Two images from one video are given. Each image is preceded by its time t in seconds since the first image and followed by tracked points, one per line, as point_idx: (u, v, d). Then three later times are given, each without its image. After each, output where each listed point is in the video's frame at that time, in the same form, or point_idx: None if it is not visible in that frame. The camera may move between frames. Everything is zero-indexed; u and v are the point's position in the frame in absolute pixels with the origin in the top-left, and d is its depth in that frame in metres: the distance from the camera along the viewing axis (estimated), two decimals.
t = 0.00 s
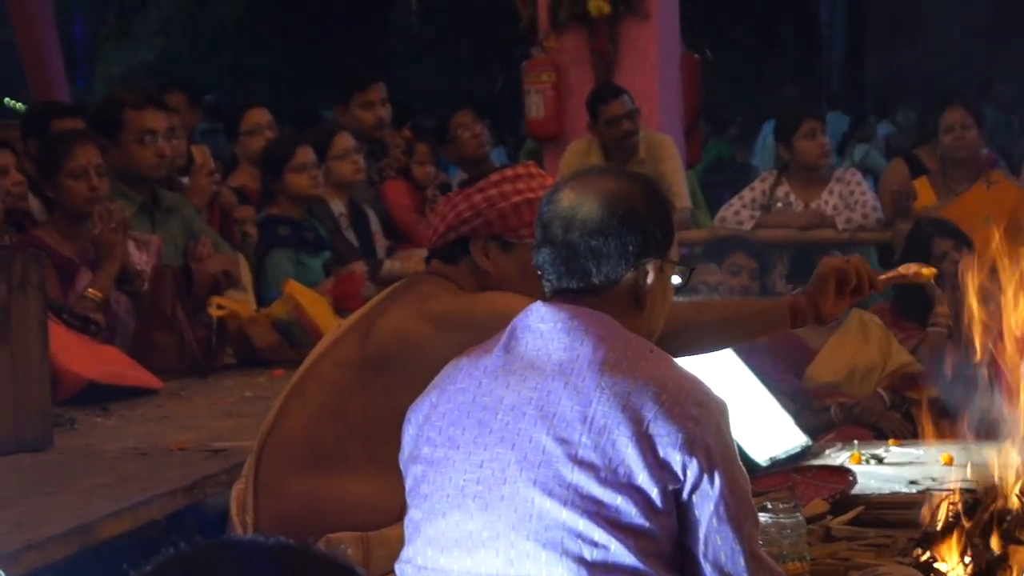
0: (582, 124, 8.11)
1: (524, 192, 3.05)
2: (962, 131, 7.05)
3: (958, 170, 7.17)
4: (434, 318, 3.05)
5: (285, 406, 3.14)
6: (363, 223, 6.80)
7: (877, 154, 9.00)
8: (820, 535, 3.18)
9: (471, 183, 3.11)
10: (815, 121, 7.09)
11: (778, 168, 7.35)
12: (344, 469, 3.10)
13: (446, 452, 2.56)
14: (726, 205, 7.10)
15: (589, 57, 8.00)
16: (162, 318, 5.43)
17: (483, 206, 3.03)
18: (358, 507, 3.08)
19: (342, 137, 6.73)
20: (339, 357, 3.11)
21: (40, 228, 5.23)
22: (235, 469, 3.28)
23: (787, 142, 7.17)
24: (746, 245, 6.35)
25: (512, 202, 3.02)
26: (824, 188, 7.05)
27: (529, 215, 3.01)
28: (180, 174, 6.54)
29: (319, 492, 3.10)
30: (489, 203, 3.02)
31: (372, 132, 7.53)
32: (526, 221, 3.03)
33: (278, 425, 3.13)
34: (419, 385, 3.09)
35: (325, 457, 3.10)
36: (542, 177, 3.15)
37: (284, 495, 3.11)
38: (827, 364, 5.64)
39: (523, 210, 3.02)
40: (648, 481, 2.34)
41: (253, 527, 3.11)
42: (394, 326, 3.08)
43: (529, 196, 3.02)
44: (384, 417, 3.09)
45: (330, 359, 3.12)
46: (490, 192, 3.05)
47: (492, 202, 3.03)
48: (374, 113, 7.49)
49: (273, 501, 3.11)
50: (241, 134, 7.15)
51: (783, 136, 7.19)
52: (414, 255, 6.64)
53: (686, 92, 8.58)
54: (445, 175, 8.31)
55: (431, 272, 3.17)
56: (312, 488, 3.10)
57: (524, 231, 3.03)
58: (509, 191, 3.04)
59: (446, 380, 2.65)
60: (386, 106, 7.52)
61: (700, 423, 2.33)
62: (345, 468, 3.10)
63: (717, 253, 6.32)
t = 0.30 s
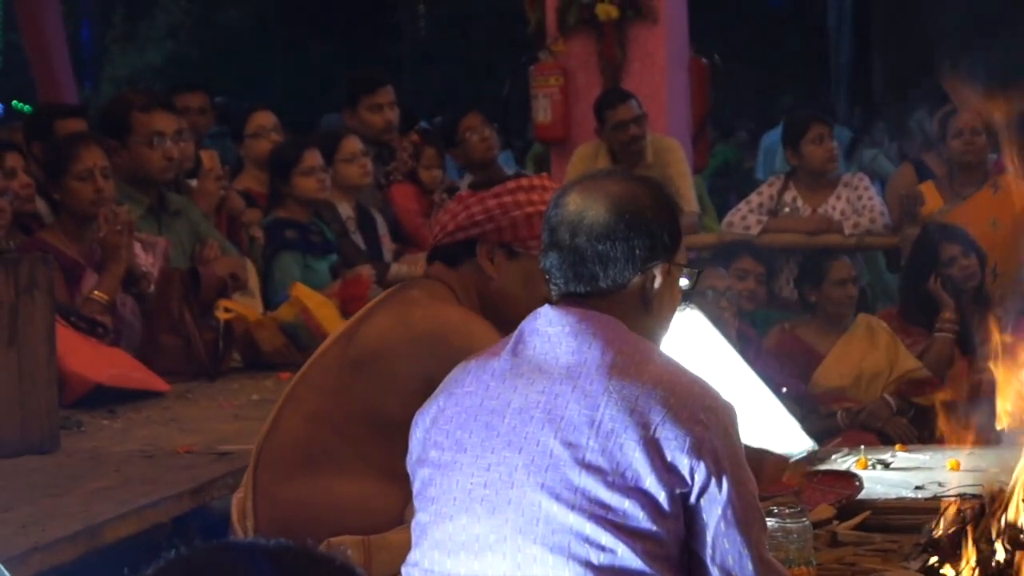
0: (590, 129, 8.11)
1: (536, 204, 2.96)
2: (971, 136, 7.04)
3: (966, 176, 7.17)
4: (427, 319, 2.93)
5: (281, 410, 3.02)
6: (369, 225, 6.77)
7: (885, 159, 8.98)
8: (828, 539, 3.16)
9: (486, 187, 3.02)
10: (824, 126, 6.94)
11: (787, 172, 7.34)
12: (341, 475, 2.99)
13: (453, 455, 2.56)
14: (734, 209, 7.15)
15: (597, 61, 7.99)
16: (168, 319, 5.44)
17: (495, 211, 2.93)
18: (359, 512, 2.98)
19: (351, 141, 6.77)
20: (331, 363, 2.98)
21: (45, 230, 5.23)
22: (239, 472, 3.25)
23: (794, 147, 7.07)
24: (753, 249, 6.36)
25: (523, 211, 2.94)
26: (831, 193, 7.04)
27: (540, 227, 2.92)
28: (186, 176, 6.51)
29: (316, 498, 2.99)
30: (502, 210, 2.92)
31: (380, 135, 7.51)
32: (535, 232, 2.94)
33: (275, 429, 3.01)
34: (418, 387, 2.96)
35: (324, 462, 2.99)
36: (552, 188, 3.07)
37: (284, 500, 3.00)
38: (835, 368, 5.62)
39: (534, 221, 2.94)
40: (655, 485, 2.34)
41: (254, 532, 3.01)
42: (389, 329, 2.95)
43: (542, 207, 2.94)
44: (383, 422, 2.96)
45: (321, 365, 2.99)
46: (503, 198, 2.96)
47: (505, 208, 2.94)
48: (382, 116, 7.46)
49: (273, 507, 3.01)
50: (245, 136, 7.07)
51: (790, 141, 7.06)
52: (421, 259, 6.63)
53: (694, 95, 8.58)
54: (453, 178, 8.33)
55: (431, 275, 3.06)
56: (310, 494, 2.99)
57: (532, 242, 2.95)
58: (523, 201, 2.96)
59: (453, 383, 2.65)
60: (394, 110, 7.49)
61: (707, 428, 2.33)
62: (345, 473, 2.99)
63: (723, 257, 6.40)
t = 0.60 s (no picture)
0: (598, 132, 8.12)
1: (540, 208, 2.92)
2: (978, 139, 7.06)
3: (972, 180, 7.19)
4: (430, 326, 2.89)
5: (286, 412, 2.98)
6: (375, 227, 6.77)
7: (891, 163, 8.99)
8: (834, 543, 3.16)
9: (487, 194, 2.96)
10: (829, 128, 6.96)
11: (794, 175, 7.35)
12: (344, 480, 2.95)
13: (460, 458, 2.56)
14: (740, 213, 7.08)
15: (604, 64, 8.01)
16: (172, 322, 5.42)
17: (500, 216, 2.89)
18: (363, 515, 2.94)
19: (357, 145, 6.73)
20: (333, 367, 2.95)
21: (53, 233, 5.22)
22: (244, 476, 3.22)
23: (801, 149, 7.07)
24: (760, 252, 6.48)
25: (528, 215, 2.90)
26: (839, 197, 7.05)
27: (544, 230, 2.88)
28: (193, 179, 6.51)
29: (320, 502, 2.95)
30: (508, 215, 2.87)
31: (387, 137, 7.47)
32: (540, 236, 2.91)
33: (279, 430, 2.98)
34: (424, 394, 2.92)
35: (327, 466, 2.95)
36: (553, 193, 3.02)
37: (287, 504, 2.97)
38: (842, 370, 5.61)
39: (538, 225, 2.90)
40: (662, 489, 2.34)
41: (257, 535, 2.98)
42: (395, 334, 2.91)
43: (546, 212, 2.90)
44: (388, 428, 2.93)
45: (324, 368, 2.96)
46: (507, 203, 2.92)
47: (509, 213, 2.90)
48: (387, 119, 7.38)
49: (276, 510, 2.97)
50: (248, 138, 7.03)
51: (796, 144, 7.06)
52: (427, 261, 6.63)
53: (701, 98, 8.60)
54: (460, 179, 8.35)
55: (433, 281, 3.02)
56: (313, 498, 2.96)
57: (537, 245, 2.91)
58: (526, 206, 2.92)
59: (460, 387, 2.65)
60: (401, 112, 7.48)
61: (714, 433, 2.34)
62: (349, 478, 2.95)
63: (731, 261, 6.41)
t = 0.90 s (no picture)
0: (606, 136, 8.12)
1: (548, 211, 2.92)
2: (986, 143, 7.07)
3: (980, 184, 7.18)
4: (443, 331, 2.88)
5: (298, 414, 2.92)
6: (384, 231, 6.76)
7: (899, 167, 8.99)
8: (843, 547, 3.15)
9: (495, 198, 2.96)
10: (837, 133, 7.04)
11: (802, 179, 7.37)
12: (355, 483, 2.90)
13: (470, 462, 2.56)
14: (747, 218, 7.07)
15: (612, 68, 8.01)
16: (183, 326, 5.38)
17: (510, 220, 2.89)
18: (375, 518, 2.90)
19: (365, 148, 6.79)
20: (344, 369, 2.90)
21: (61, 236, 5.20)
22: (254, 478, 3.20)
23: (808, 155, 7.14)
24: (767, 256, 6.51)
25: (537, 218, 2.90)
26: (847, 201, 7.05)
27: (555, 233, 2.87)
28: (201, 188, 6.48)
29: (331, 505, 2.90)
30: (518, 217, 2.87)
31: (394, 141, 7.51)
32: (550, 238, 2.90)
33: (291, 432, 2.91)
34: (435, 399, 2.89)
35: (339, 469, 2.90)
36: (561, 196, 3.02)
37: (298, 506, 2.90)
38: (850, 375, 5.62)
39: (548, 227, 2.90)
40: (672, 494, 2.34)
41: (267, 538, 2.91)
42: (409, 338, 2.89)
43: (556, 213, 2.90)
44: (401, 431, 2.90)
45: (334, 372, 2.90)
46: (515, 206, 2.92)
47: (518, 217, 2.90)
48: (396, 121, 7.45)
49: (287, 513, 2.91)
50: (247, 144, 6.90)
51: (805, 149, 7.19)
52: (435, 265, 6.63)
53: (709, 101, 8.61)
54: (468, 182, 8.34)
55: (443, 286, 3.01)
56: (324, 502, 2.90)
57: (548, 248, 2.90)
58: (535, 209, 2.92)
59: (470, 391, 2.65)
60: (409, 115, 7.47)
61: (724, 438, 2.35)
62: (360, 481, 2.90)
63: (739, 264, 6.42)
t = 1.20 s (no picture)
0: (623, 137, 8.13)
1: (556, 206, 2.87)
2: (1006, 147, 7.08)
3: (1000, 188, 7.21)
4: (459, 333, 2.85)
5: (318, 416, 2.95)
6: (402, 234, 6.72)
7: (918, 168, 9.00)
8: (864, 550, 3.11)
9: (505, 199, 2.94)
10: (856, 137, 7.10)
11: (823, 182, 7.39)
12: (377, 484, 2.90)
13: (492, 464, 2.56)
14: (767, 220, 7.17)
15: (630, 71, 8.01)
16: (201, 326, 5.33)
17: (516, 219, 2.86)
18: (398, 521, 2.89)
19: (383, 150, 6.76)
20: (365, 371, 2.91)
21: (82, 238, 5.20)
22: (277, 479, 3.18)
23: (829, 159, 7.22)
24: (787, 258, 6.49)
25: (545, 215, 2.85)
26: (866, 203, 7.06)
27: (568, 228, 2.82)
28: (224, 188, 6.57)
29: (353, 506, 2.90)
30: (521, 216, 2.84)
31: (413, 143, 7.46)
32: (559, 234, 2.85)
33: (311, 435, 2.94)
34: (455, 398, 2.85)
35: (360, 470, 2.90)
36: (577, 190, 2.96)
37: (320, 508, 2.93)
38: (869, 380, 5.61)
39: (557, 223, 2.85)
40: (693, 497, 2.34)
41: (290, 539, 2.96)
42: (427, 338, 2.87)
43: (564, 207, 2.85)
44: (421, 432, 2.87)
45: (355, 374, 2.92)
46: (523, 204, 2.88)
47: (525, 215, 2.86)
48: (414, 124, 7.37)
49: (308, 515, 2.94)
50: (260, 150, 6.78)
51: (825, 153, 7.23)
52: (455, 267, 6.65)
53: (728, 102, 8.65)
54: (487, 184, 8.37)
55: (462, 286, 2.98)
56: (346, 502, 2.91)
57: (558, 244, 2.86)
58: (545, 206, 2.87)
59: (492, 393, 2.65)
60: (427, 118, 7.45)
61: (746, 442, 2.35)
62: (380, 482, 2.90)
63: (758, 267, 6.44)
